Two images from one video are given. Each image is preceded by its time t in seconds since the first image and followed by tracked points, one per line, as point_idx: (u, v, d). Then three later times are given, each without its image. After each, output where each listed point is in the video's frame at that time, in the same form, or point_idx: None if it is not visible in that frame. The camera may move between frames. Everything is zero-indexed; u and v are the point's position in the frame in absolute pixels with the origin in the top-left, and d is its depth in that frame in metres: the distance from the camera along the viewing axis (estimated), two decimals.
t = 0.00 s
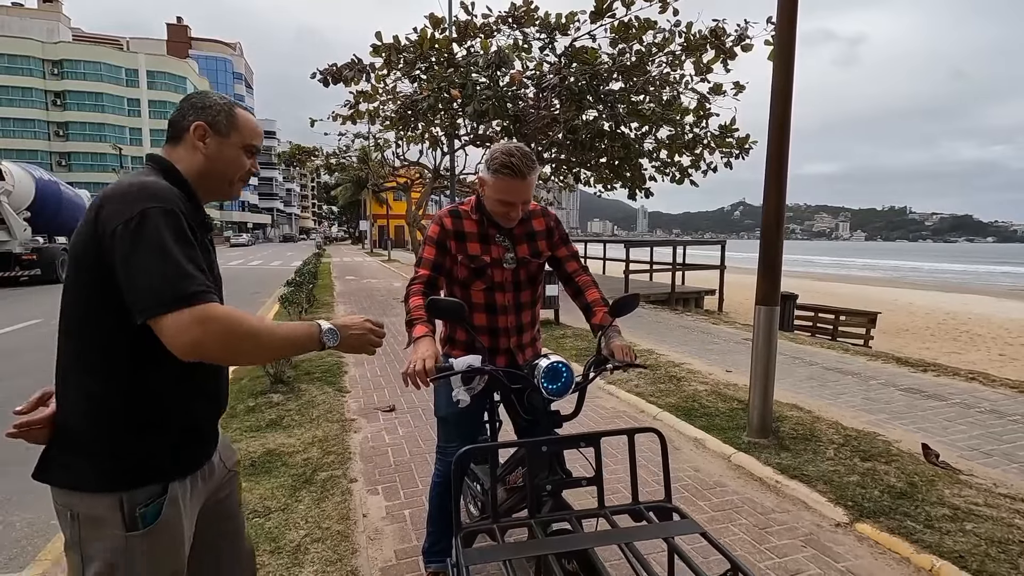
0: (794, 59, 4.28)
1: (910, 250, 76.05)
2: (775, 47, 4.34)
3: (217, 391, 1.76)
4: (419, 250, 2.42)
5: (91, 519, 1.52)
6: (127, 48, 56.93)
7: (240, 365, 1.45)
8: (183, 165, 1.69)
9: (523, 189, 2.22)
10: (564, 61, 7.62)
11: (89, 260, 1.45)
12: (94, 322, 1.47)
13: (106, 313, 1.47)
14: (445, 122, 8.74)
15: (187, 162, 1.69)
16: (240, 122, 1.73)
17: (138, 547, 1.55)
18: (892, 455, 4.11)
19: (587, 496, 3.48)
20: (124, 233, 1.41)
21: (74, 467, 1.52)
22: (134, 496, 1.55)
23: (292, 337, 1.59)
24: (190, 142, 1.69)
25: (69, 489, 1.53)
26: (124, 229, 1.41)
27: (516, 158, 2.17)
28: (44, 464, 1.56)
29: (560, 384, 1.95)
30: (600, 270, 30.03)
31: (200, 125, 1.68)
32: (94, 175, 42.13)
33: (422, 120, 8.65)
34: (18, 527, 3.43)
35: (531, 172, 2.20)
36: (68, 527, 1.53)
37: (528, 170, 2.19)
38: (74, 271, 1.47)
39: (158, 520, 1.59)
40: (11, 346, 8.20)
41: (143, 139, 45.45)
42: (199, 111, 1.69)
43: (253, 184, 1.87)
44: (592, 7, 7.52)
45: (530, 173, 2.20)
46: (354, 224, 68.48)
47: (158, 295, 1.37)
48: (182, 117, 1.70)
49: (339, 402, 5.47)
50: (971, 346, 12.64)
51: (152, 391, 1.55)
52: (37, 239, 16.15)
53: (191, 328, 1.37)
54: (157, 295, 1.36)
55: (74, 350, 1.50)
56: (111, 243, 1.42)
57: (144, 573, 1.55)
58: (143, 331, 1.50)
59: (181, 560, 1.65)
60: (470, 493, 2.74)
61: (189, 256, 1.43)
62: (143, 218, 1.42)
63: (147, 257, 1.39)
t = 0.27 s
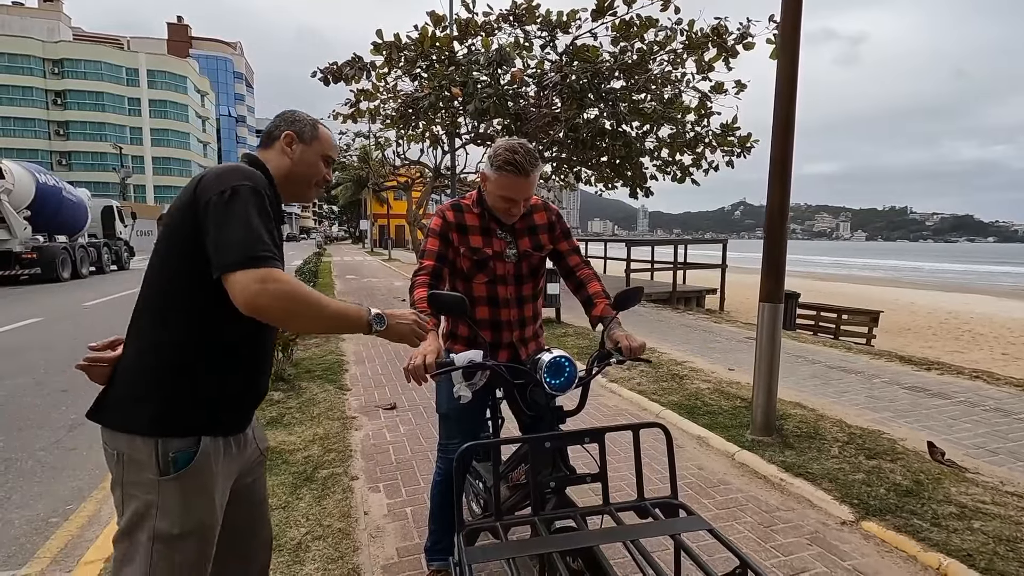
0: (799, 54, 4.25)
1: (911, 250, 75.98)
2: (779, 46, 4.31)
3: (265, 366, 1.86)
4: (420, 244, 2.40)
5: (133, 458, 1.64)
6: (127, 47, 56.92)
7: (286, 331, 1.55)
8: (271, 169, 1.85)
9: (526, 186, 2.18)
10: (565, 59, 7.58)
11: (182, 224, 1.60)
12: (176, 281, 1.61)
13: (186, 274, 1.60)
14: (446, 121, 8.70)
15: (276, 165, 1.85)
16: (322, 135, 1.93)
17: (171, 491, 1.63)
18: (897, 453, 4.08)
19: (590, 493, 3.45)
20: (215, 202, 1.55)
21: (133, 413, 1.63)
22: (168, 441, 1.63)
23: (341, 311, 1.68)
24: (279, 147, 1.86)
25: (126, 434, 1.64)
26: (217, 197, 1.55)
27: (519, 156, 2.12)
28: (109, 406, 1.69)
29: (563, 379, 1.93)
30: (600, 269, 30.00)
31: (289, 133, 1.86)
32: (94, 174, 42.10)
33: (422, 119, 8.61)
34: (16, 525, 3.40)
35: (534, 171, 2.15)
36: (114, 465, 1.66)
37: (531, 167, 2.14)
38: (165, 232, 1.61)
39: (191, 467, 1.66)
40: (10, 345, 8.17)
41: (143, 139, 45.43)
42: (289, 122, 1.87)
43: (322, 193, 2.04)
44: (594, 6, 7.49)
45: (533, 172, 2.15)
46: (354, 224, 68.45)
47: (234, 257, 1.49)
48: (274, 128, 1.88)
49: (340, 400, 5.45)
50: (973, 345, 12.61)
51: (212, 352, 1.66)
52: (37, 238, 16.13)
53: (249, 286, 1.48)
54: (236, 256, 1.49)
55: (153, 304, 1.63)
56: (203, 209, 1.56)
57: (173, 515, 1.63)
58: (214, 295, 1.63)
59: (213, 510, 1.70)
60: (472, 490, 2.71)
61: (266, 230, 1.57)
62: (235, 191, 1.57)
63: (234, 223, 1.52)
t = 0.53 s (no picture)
0: (801, 51, 4.22)
1: (911, 250, 75.98)
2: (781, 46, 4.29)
3: (285, 364, 1.92)
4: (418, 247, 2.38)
5: (143, 437, 1.69)
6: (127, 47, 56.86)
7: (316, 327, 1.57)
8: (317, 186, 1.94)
9: (523, 189, 2.16)
10: (566, 58, 7.55)
11: (236, 219, 1.68)
12: (217, 273, 1.69)
13: (229, 267, 1.68)
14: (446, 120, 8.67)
15: (321, 180, 1.94)
16: (369, 159, 2.00)
17: (174, 475, 1.68)
18: (900, 453, 4.05)
19: (592, 493, 3.43)
20: (268, 204, 1.62)
21: (153, 391, 1.69)
22: (177, 425, 1.68)
23: (374, 317, 1.67)
24: (327, 165, 1.94)
25: (143, 410, 1.70)
26: (271, 199, 1.63)
27: (515, 159, 2.11)
28: (134, 379, 1.76)
29: (563, 379, 1.91)
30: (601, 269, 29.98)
31: (337, 156, 1.93)
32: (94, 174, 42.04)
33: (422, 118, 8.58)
34: (14, 525, 3.37)
35: (531, 174, 2.14)
36: (126, 442, 1.73)
37: (526, 170, 2.13)
38: (218, 224, 1.70)
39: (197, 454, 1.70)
40: (9, 344, 8.14)
41: (142, 138, 45.37)
42: (339, 144, 1.96)
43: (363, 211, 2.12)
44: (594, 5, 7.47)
45: (530, 175, 2.14)
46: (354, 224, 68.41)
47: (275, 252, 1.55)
48: (325, 148, 1.96)
49: (340, 399, 5.42)
50: (974, 345, 12.59)
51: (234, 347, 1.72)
52: (37, 237, 16.10)
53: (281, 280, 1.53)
54: (278, 254, 1.55)
55: (193, 290, 1.71)
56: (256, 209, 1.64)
57: (174, 499, 1.67)
58: (249, 292, 1.70)
59: (213, 499, 1.74)
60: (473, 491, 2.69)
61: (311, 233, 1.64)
62: (288, 196, 1.64)
63: (282, 226, 1.59)
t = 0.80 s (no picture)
0: (803, 49, 4.19)
1: (910, 250, 76.02)
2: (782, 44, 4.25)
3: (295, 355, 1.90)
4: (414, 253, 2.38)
5: (162, 438, 1.68)
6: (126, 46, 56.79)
7: (321, 330, 1.54)
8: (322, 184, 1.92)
9: (514, 190, 2.14)
10: (566, 57, 7.52)
11: (237, 219, 1.65)
12: (220, 274, 1.66)
13: (232, 269, 1.65)
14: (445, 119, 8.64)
15: (326, 179, 1.92)
16: (377, 158, 1.97)
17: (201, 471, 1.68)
18: (903, 454, 4.03)
19: (593, 495, 3.40)
20: (272, 205, 1.60)
21: (164, 395, 1.67)
22: (198, 423, 1.68)
23: (377, 319, 1.64)
24: (332, 163, 1.92)
25: (155, 410, 1.69)
26: (274, 200, 1.60)
27: (506, 160, 2.09)
28: (142, 380, 1.74)
29: (563, 381, 1.88)
30: (601, 269, 29.96)
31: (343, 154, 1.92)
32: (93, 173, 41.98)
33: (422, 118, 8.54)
34: (10, 527, 3.34)
35: (522, 175, 2.11)
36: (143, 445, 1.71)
37: (518, 171, 2.11)
38: (219, 224, 1.66)
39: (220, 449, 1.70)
40: (7, 344, 8.10)
41: (141, 138, 45.30)
42: (346, 142, 1.94)
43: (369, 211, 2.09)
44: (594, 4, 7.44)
45: (520, 176, 2.11)
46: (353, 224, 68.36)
47: (278, 256, 1.53)
48: (332, 146, 1.94)
49: (339, 400, 5.40)
50: (974, 345, 12.57)
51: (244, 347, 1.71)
52: (36, 236, 16.07)
53: (285, 282, 1.51)
54: (280, 256, 1.53)
55: (195, 290, 1.68)
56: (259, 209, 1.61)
57: (205, 494, 1.69)
58: (253, 292, 1.67)
59: (243, 490, 1.75)
60: (472, 493, 2.66)
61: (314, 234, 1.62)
62: (292, 197, 1.62)
63: (286, 227, 1.57)
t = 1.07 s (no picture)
0: (802, 48, 4.18)
1: (909, 250, 76.05)
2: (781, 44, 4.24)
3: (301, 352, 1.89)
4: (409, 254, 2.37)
5: (191, 443, 1.69)
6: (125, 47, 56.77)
7: (310, 341, 1.53)
8: (322, 171, 1.89)
9: (506, 190, 2.13)
10: (565, 57, 7.51)
11: (228, 221, 1.63)
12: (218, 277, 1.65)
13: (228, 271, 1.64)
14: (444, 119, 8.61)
15: (324, 168, 1.88)
16: (378, 142, 1.92)
17: (235, 469, 1.69)
18: (902, 454, 4.01)
19: (591, 495, 3.38)
20: (261, 205, 1.58)
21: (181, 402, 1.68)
22: (224, 423, 1.68)
23: (370, 332, 1.62)
24: (331, 151, 1.88)
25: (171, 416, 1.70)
26: (263, 199, 1.58)
27: (496, 159, 2.07)
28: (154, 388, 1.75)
29: (561, 380, 1.87)
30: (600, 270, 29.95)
31: (343, 141, 1.88)
32: (91, 174, 41.93)
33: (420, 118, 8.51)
34: (5, 529, 3.32)
35: (513, 175, 2.10)
36: (171, 452, 1.72)
37: (509, 171, 2.09)
38: (211, 228, 1.65)
39: (249, 445, 1.71)
40: (4, 345, 8.08)
41: (140, 138, 45.27)
42: (346, 128, 1.90)
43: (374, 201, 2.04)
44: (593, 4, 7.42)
45: (512, 175, 2.10)
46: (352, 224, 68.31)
47: (271, 262, 1.51)
48: (331, 133, 1.91)
49: (337, 400, 5.37)
50: (973, 344, 12.57)
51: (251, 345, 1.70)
52: (34, 237, 16.03)
53: (276, 294, 1.49)
54: (269, 261, 1.51)
55: (196, 295, 1.68)
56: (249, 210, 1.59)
57: (242, 488, 1.70)
58: (253, 294, 1.66)
59: (278, 479, 1.77)
60: (470, 493, 2.63)
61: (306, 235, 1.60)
62: (281, 196, 1.59)
63: (276, 227, 1.54)
